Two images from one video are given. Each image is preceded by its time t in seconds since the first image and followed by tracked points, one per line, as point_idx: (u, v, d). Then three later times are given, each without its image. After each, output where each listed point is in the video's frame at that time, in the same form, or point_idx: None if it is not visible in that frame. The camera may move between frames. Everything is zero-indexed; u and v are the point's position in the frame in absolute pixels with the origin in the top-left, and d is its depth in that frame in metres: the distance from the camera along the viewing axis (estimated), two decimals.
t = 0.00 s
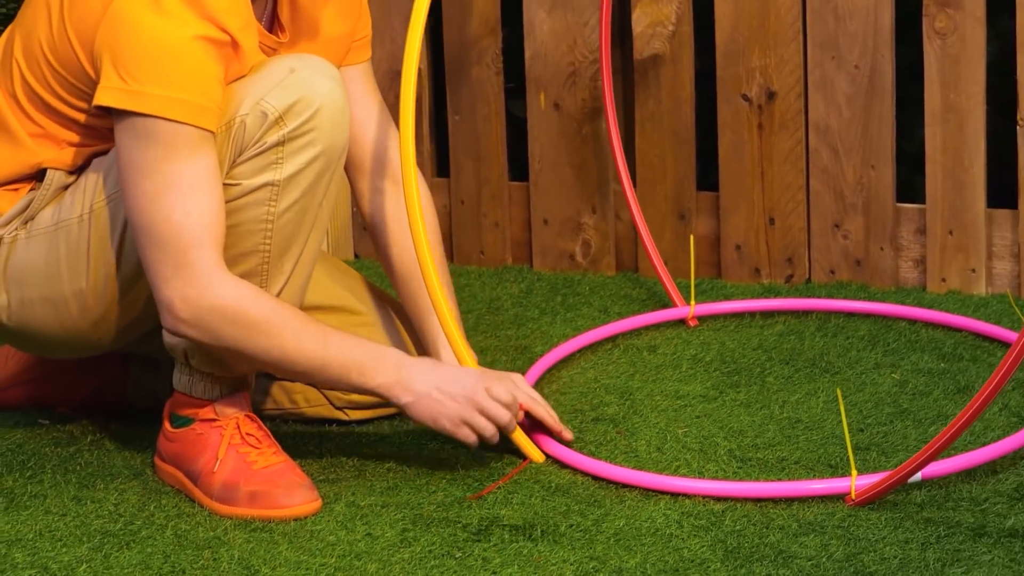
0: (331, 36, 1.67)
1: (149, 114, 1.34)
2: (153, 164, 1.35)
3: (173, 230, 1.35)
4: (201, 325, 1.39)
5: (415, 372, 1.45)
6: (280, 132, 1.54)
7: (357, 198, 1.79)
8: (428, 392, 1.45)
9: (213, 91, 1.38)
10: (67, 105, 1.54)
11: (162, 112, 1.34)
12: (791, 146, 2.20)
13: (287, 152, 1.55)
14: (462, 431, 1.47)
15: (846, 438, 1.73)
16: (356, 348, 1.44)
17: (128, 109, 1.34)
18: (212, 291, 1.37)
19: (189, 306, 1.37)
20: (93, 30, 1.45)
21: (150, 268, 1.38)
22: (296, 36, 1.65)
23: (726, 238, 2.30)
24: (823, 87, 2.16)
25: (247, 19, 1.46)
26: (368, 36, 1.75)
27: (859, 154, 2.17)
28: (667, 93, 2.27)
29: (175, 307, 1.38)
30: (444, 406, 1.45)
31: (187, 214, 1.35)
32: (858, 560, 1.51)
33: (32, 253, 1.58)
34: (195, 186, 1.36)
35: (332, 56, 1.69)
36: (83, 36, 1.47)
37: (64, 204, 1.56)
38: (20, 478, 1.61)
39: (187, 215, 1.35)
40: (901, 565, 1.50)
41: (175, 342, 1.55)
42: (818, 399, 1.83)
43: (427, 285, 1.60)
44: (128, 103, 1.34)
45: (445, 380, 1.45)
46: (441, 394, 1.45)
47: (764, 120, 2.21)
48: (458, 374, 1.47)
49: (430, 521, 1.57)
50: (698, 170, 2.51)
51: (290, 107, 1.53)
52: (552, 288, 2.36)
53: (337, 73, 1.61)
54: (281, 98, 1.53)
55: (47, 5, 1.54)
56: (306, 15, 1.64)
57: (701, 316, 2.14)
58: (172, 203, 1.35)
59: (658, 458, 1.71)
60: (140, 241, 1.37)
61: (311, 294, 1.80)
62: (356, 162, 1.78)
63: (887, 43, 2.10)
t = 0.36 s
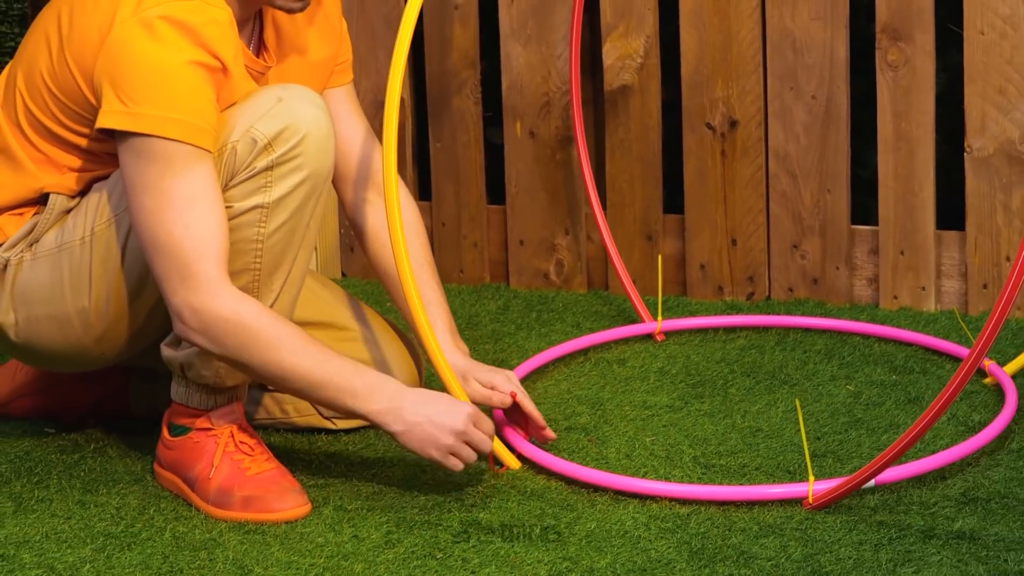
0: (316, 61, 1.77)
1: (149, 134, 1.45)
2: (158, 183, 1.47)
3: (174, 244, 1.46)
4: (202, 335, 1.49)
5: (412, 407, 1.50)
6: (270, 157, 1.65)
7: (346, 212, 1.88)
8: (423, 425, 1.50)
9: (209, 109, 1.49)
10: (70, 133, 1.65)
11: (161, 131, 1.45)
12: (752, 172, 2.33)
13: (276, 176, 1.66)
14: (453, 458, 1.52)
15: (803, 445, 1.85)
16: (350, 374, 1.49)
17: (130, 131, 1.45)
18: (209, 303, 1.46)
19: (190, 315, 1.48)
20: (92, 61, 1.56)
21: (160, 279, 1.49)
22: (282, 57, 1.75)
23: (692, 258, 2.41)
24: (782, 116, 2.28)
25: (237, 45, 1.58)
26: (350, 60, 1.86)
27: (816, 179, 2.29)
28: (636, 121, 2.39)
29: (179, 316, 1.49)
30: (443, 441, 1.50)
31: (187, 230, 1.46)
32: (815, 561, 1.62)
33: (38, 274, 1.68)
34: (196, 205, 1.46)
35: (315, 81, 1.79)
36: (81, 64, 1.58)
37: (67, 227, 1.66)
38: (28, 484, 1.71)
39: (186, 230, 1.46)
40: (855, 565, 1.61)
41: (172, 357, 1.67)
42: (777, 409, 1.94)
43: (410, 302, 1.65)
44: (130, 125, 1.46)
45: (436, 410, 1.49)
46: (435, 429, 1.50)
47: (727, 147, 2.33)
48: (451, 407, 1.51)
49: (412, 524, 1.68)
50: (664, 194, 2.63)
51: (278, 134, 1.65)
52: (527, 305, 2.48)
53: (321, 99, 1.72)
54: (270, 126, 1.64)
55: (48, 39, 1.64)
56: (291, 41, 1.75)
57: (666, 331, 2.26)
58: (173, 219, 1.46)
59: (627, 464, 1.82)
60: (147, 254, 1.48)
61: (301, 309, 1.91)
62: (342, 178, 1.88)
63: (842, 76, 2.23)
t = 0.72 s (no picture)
0: (309, 107, 1.96)
1: (163, 166, 1.63)
2: (181, 213, 1.65)
3: (201, 268, 1.64)
4: (229, 351, 1.66)
5: (415, 414, 1.70)
6: (268, 183, 1.79)
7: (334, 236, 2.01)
8: (429, 428, 1.70)
9: (217, 140, 1.66)
10: (85, 164, 1.80)
11: (174, 162, 1.63)
12: (713, 198, 2.47)
13: (274, 201, 1.80)
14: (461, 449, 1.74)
15: (760, 453, 1.99)
16: (364, 390, 1.69)
17: (144, 164, 1.63)
18: (235, 320, 1.64)
19: (219, 334, 1.65)
20: (105, 98, 1.73)
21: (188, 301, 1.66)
22: (277, 96, 1.92)
23: (656, 278, 2.55)
24: (740, 145, 2.42)
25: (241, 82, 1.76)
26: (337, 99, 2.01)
27: (773, 205, 2.43)
28: (604, 150, 2.52)
29: (207, 335, 1.66)
30: (450, 437, 1.71)
31: (212, 255, 1.64)
32: (771, 561, 1.75)
33: (49, 292, 1.80)
34: (218, 232, 1.65)
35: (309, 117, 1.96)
36: (93, 101, 1.74)
37: (75, 248, 1.79)
38: (35, 489, 1.83)
39: (211, 255, 1.64)
40: (809, 565, 1.74)
41: (173, 368, 1.80)
42: (737, 419, 2.08)
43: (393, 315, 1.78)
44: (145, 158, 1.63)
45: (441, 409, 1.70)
46: (441, 428, 1.70)
47: (688, 175, 2.47)
48: (446, 405, 1.72)
49: (395, 527, 1.81)
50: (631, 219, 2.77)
51: (276, 162, 1.79)
52: (502, 322, 2.61)
53: (315, 131, 1.87)
54: (269, 155, 1.78)
55: (60, 77, 1.80)
56: (286, 79, 1.91)
57: (632, 346, 2.39)
58: (198, 245, 1.64)
59: (595, 471, 1.95)
60: (174, 281, 1.66)
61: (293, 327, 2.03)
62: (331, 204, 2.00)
63: (796, 109, 2.37)
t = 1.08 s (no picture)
0: (298, 140, 2.11)
1: (163, 194, 1.77)
2: (180, 239, 1.79)
3: (199, 290, 1.78)
4: (225, 367, 1.80)
5: (399, 425, 1.85)
6: (261, 209, 1.93)
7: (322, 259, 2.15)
8: (412, 438, 1.85)
9: (213, 169, 1.81)
10: (90, 192, 1.95)
11: (173, 191, 1.77)
12: (674, 223, 2.63)
13: (265, 226, 1.94)
14: (442, 458, 1.88)
15: (717, 461, 2.14)
16: (350, 403, 1.84)
17: (146, 193, 1.78)
18: (231, 338, 1.78)
19: (215, 351, 1.79)
20: (109, 131, 1.87)
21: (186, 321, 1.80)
22: (269, 130, 2.08)
23: (621, 298, 2.71)
24: (699, 174, 2.58)
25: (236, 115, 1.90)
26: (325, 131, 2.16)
27: (730, 230, 2.59)
28: (573, 178, 2.68)
29: (204, 352, 1.80)
30: (430, 447, 1.85)
31: (210, 277, 1.78)
32: (727, 562, 1.89)
33: (55, 311, 1.94)
34: (215, 257, 1.79)
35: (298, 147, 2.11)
36: (99, 134, 1.89)
37: (80, 271, 1.93)
38: (43, 494, 1.96)
39: (209, 278, 1.78)
40: (762, 565, 1.88)
41: (172, 382, 1.94)
42: (696, 429, 2.23)
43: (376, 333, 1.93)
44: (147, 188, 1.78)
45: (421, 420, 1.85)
46: (423, 439, 1.85)
47: (651, 202, 2.63)
48: (428, 417, 1.87)
49: (378, 529, 1.95)
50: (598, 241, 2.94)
51: (268, 190, 1.93)
52: (478, 339, 2.76)
53: (303, 160, 2.01)
54: (261, 183, 1.92)
55: (66, 112, 1.95)
56: (276, 114, 2.07)
57: (599, 361, 2.54)
58: (197, 269, 1.78)
59: (564, 477, 2.10)
60: (173, 302, 1.80)
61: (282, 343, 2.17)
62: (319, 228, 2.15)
63: (751, 140, 2.53)
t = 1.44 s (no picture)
0: (287, 170, 2.27)
1: (164, 219, 1.92)
2: (176, 262, 1.93)
3: (196, 309, 1.93)
4: (224, 380, 1.95)
5: (395, 419, 2.00)
6: (252, 235, 2.09)
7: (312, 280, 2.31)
8: (410, 429, 2.00)
9: (209, 197, 1.96)
10: (94, 219, 2.10)
11: (173, 216, 1.92)
12: (637, 247, 2.81)
13: (257, 250, 2.10)
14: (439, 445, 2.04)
15: (677, 468, 2.30)
16: (347, 402, 1.98)
17: (147, 219, 1.92)
18: (229, 352, 1.93)
19: (213, 366, 1.93)
20: (111, 161, 2.02)
21: (185, 339, 1.95)
22: (260, 161, 2.23)
23: (588, 316, 2.89)
24: (660, 202, 2.77)
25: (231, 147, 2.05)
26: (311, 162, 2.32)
27: (689, 253, 2.77)
28: (543, 206, 2.86)
29: (203, 367, 1.94)
30: (429, 435, 2.01)
31: (205, 297, 1.93)
32: (687, 562, 2.04)
33: (62, 329, 2.10)
34: (209, 278, 1.94)
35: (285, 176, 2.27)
36: (102, 164, 2.03)
37: (84, 292, 2.09)
38: (50, 499, 2.11)
39: (206, 297, 1.93)
40: (719, 566, 2.02)
41: (170, 396, 2.10)
42: (657, 439, 2.40)
43: (360, 346, 2.09)
44: (148, 214, 1.93)
45: (417, 415, 2.00)
46: (420, 429, 2.00)
47: (616, 227, 2.81)
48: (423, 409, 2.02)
49: (361, 532, 2.10)
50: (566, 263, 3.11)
51: (259, 217, 2.09)
52: (454, 355, 2.93)
53: (291, 189, 2.17)
54: (252, 211, 2.08)
55: (70, 143, 2.10)
56: (267, 145, 2.23)
57: (567, 376, 2.71)
58: (192, 290, 1.93)
59: (535, 484, 2.26)
60: (173, 321, 1.94)
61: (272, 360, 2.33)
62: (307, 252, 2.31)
63: (709, 170, 2.71)
